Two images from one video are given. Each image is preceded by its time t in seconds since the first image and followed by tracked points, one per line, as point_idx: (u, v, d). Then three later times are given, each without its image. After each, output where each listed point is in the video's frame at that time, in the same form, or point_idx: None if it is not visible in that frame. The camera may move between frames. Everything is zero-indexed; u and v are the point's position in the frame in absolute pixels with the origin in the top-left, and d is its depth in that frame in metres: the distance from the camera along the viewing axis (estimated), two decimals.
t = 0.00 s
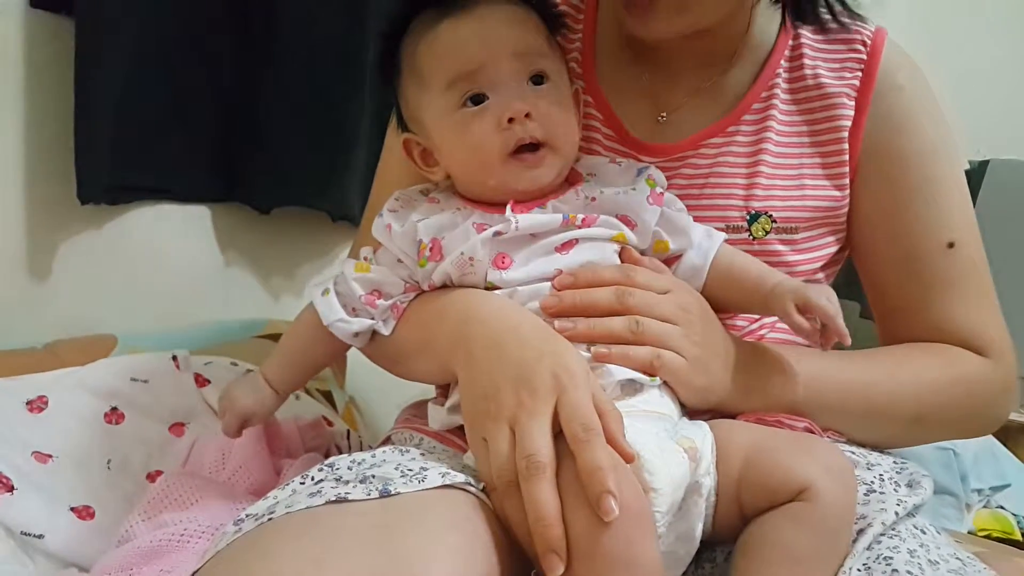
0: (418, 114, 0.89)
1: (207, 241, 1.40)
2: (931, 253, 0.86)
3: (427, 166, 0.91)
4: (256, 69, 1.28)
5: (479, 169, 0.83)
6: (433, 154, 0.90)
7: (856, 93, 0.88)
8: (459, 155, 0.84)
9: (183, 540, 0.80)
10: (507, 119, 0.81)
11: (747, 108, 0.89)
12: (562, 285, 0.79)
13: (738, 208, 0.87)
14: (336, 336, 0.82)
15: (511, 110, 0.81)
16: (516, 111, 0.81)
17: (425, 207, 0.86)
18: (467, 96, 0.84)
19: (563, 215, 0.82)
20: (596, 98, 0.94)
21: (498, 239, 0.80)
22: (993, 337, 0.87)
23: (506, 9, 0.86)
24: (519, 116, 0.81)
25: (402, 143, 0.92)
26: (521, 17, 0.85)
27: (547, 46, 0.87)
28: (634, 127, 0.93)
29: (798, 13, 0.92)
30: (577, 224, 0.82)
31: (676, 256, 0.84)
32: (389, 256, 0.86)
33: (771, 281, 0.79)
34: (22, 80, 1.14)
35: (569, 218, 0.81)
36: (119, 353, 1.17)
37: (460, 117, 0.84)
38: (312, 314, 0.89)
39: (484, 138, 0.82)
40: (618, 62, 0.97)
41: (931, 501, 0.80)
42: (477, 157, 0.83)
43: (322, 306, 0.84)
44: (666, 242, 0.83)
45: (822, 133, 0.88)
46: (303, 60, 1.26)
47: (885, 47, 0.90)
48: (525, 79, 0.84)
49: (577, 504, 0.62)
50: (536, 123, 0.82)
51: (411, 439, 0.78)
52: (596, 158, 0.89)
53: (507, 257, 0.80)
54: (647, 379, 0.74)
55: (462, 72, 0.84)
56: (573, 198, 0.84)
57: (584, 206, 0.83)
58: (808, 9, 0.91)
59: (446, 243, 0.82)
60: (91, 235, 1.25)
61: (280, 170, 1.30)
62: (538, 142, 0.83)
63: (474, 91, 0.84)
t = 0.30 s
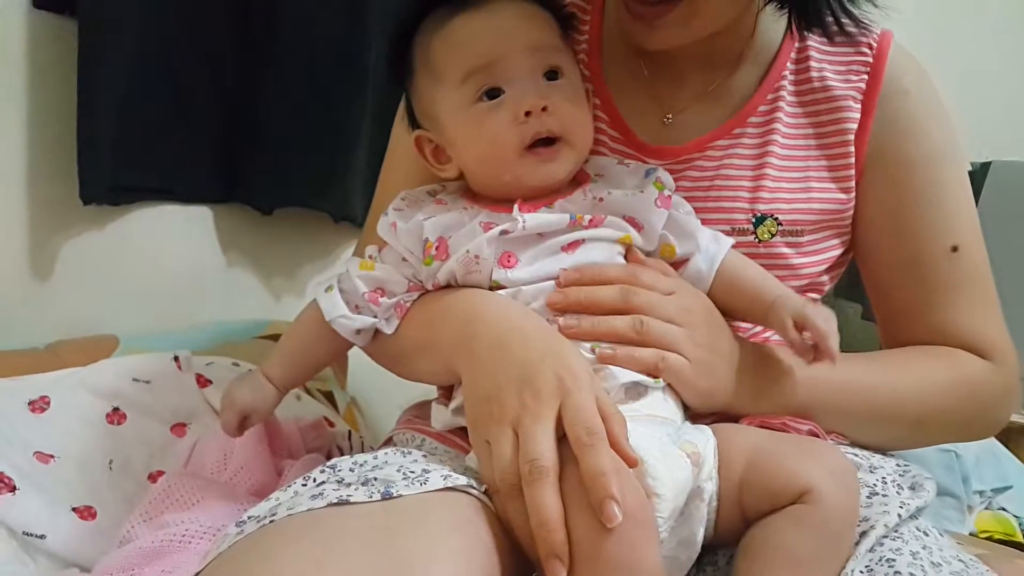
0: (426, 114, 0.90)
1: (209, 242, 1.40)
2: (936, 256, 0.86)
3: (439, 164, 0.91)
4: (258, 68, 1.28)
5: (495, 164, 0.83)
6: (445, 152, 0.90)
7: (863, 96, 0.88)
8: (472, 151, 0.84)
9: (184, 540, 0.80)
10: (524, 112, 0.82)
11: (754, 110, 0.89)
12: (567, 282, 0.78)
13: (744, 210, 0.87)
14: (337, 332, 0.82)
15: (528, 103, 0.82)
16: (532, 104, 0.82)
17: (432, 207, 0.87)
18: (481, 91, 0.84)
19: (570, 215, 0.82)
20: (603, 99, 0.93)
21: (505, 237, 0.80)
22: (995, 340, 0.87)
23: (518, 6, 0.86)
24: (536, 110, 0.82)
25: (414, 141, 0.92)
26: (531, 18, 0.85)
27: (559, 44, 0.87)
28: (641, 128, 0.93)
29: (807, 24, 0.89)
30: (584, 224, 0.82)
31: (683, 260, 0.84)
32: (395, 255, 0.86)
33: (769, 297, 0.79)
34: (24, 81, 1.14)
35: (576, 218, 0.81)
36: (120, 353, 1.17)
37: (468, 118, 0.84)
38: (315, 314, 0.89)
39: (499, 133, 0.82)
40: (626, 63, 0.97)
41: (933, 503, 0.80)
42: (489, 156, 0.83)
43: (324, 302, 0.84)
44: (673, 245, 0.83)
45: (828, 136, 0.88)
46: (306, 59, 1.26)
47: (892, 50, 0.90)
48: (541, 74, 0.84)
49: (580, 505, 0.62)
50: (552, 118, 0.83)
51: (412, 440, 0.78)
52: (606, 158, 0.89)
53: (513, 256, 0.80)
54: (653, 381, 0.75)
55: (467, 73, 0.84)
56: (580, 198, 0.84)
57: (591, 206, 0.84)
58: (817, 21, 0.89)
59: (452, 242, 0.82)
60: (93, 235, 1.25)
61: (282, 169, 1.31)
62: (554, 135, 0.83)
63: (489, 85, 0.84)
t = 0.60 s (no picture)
0: (430, 113, 0.90)
1: (211, 243, 1.40)
2: (938, 257, 0.86)
3: (445, 160, 0.91)
4: (258, 69, 1.27)
5: (503, 158, 0.83)
6: (451, 147, 0.90)
7: (866, 97, 0.88)
8: (481, 147, 0.84)
9: (187, 541, 0.80)
10: (530, 104, 0.81)
11: (758, 112, 0.89)
12: (576, 285, 0.78)
13: (748, 210, 0.87)
14: (343, 335, 0.82)
15: (534, 96, 0.81)
16: (539, 97, 0.81)
17: (438, 211, 0.86)
18: (487, 84, 0.83)
19: (576, 216, 0.82)
20: (607, 100, 0.93)
21: (510, 239, 0.80)
22: (995, 340, 0.87)
23: (523, 3, 0.86)
24: (542, 103, 0.81)
25: (420, 139, 0.92)
26: (532, 16, 0.85)
27: (565, 43, 0.87)
28: (644, 129, 0.93)
29: (812, 27, 0.89)
30: (591, 226, 0.82)
31: (690, 261, 0.84)
32: (399, 256, 0.86)
33: (770, 305, 0.80)
34: (24, 83, 1.14)
35: (583, 220, 0.82)
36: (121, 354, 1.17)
37: (472, 116, 0.84)
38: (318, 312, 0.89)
39: (508, 126, 0.82)
40: (630, 65, 0.97)
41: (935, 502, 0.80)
42: (496, 152, 0.83)
43: (330, 304, 0.84)
44: (678, 247, 0.83)
45: (832, 137, 0.88)
46: (306, 60, 1.26)
47: (896, 50, 0.90)
48: (546, 67, 0.84)
49: (583, 505, 0.62)
50: (557, 109, 0.82)
51: (414, 440, 0.78)
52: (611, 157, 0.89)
53: (519, 258, 0.81)
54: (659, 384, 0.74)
55: (469, 74, 0.84)
56: (586, 199, 0.84)
57: (597, 207, 0.83)
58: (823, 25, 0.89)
59: (458, 244, 0.81)
60: (94, 236, 1.25)
61: (283, 170, 1.31)
62: (559, 128, 0.83)
63: (495, 79, 0.83)
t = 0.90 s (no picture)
0: (435, 112, 0.90)
1: (211, 243, 1.40)
2: (935, 259, 0.86)
3: (450, 159, 0.91)
4: (258, 69, 1.27)
5: (507, 157, 0.83)
6: (456, 146, 0.90)
7: (866, 97, 0.88)
8: (487, 145, 0.84)
9: (187, 541, 0.80)
10: (537, 100, 0.81)
11: (757, 112, 0.89)
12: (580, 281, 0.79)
13: (748, 211, 0.87)
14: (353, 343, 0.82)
15: (539, 92, 0.81)
16: (544, 93, 0.81)
17: (443, 212, 0.86)
18: (493, 81, 0.83)
19: (581, 219, 0.82)
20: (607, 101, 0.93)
21: (516, 242, 0.80)
22: (993, 339, 0.87)
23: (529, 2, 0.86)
24: (548, 99, 0.81)
25: (425, 138, 0.92)
26: (536, 15, 0.85)
27: (567, 42, 0.87)
28: (645, 130, 0.93)
29: (812, 28, 0.89)
30: (597, 229, 0.82)
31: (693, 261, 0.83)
32: (404, 260, 0.86)
33: (771, 299, 0.80)
34: (24, 83, 1.14)
35: (589, 222, 0.82)
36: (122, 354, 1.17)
37: (477, 112, 0.84)
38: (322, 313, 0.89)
39: (515, 123, 0.82)
40: (629, 67, 0.97)
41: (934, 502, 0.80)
42: (500, 151, 0.83)
43: (337, 312, 0.84)
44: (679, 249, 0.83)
45: (831, 137, 0.88)
46: (305, 60, 1.26)
47: (895, 51, 0.90)
48: (551, 65, 0.84)
49: (583, 505, 0.62)
50: (562, 106, 0.82)
51: (415, 440, 0.78)
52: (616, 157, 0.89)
53: (524, 260, 0.80)
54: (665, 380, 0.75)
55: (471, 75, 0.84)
56: (590, 201, 0.84)
57: (601, 209, 0.84)
58: (821, 23, 0.89)
59: (463, 247, 0.82)
60: (94, 236, 1.25)
61: (283, 170, 1.31)
62: (564, 126, 0.83)
63: (501, 76, 0.83)
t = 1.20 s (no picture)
0: (438, 108, 0.89)
1: (210, 244, 1.40)
2: (933, 256, 0.86)
3: (450, 155, 0.91)
4: (257, 68, 1.27)
5: (510, 152, 0.83)
6: (458, 142, 0.89)
7: (862, 97, 0.88)
8: (492, 141, 0.84)
9: (186, 542, 0.80)
10: (542, 97, 0.81)
11: (754, 112, 0.89)
12: (577, 278, 0.79)
13: (745, 211, 0.87)
14: (355, 349, 0.82)
15: (545, 89, 0.81)
16: (550, 89, 0.81)
17: (444, 211, 0.86)
18: (499, 77, 0.83)
19: (582, 216, 0.82)
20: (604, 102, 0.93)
21: (517, 240, 0.80)
22: (991, 339, 0.87)
23: None
24: (553, 95, 0.81)
25: (427, 134, 0.91)
26: (543, 14, 0.86)
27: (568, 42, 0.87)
28: (642, 131, 0.93)
29: (810, 27, 0.89)
30: (597, 226, 0.82)
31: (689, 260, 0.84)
32: (403, 262, 0.86)
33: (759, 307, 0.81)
34: (24, 84, 1.14)
35: (590, 220, 0.81)
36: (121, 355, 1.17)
37: (481, 108, 0.84)
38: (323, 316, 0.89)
39: (520, 119, 0.82)
40: (627, 66, 0.96)
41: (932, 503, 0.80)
42: (503, 147, 0.83)
43: (337, 318, 0.83)
44: (677, 246, 0.84)
45: (828, 136, 0.88)
46: (303, 59, 1.26)
47: (891, 50, 0.90)
48: (555, 63, 0.84)
49: (583, 509, 0.62)
50: (567, 103, 0.82)
51: (413, 441, 0.78)
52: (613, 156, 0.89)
53: (525, 259, 0.80)
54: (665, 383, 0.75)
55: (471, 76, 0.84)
56: (591, 197, 0.83)
57: (602, 205, 0.83)
58: (818, 18, 0.88)
59: (463, 247, 0.81)
60: (93, 237, 1.25)
61: (282, 170, 1.31)
62: (569, 122, 0.83)
63: (506, 73, 0.83)
